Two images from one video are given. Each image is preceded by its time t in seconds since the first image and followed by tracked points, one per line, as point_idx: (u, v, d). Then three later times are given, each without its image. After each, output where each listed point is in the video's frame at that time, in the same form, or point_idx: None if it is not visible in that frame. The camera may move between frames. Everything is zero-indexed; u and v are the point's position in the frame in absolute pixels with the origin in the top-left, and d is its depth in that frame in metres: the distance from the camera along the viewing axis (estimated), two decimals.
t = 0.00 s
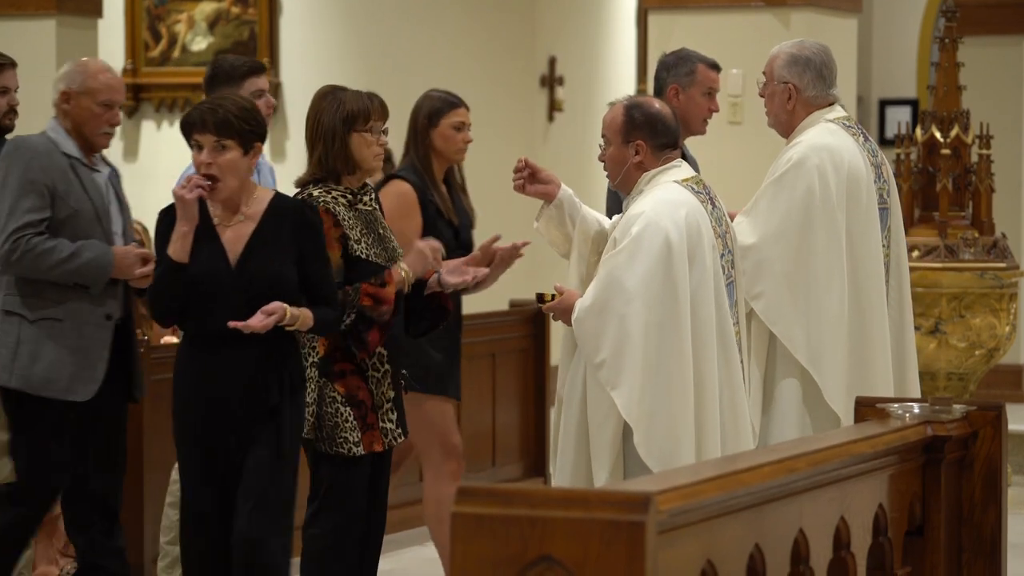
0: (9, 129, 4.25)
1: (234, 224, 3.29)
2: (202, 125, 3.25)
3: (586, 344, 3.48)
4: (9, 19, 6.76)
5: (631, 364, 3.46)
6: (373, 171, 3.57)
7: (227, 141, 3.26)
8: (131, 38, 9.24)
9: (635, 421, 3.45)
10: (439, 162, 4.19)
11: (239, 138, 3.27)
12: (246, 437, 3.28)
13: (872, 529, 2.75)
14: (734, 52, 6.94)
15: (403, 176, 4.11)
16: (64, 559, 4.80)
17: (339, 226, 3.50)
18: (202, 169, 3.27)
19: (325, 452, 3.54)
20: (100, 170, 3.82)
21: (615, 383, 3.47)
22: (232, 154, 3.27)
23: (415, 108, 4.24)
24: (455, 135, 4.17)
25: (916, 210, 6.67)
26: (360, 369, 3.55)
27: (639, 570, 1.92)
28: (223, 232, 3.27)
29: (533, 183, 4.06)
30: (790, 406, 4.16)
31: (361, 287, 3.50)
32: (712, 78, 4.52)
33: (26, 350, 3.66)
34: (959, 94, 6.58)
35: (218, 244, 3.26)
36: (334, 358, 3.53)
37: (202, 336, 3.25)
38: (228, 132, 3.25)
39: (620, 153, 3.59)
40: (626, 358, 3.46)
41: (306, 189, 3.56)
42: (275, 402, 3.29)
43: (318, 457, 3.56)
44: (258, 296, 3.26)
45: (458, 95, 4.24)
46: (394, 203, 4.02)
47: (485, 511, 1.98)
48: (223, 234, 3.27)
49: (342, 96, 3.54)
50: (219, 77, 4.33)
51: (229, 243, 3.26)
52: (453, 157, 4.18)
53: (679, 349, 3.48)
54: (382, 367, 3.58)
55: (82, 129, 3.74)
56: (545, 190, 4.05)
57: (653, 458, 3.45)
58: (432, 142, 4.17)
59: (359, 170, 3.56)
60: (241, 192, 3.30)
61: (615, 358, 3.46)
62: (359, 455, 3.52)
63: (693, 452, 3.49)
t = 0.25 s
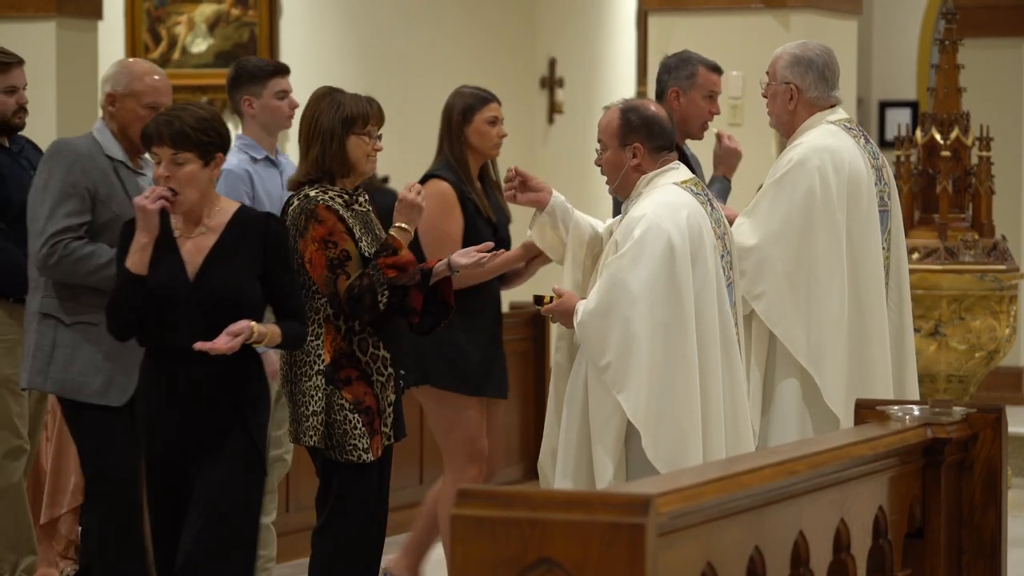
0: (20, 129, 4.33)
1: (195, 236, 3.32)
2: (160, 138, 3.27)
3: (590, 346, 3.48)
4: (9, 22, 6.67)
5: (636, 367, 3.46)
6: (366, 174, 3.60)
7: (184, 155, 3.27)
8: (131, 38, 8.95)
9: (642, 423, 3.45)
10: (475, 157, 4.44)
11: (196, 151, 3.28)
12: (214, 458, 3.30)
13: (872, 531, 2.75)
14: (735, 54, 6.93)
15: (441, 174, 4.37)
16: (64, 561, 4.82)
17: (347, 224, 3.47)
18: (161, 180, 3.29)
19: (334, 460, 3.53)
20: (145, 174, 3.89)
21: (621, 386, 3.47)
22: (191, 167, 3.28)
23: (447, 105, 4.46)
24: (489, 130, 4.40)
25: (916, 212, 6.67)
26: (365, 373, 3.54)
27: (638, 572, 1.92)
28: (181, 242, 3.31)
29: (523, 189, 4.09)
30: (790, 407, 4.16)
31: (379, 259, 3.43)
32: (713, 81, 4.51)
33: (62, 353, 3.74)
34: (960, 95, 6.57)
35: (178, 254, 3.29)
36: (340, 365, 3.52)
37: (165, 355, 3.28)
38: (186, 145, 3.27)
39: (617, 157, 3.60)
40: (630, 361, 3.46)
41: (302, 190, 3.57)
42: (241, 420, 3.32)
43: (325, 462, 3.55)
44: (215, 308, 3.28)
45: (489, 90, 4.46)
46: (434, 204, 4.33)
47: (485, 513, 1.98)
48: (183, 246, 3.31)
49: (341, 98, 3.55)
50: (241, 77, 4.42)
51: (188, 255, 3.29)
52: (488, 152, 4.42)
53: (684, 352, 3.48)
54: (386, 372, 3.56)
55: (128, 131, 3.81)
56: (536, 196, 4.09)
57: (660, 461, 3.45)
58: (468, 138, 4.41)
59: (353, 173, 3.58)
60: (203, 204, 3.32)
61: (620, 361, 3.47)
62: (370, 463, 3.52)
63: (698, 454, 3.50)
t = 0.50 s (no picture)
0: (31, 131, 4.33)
1: (148, 228, 3.40)
2: (106, 137, 3.33)
3: (594, 348, 3.49)
4: (8, 23, 6.57)
5: (640, 368, 3.46)
6: (364, 181, 3.62)
7: (133, 151, 3.33)
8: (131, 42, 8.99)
9: (648, 425, 3.46)
10: (505, 155, 4.53)
11: (144, 145, 3.34)
12: (182, 460, 3.38)
13: (872, 532, 2.75)
14: (735, 56, 6.91)
15: (469, 173, 4.45)
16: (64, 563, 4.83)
17: (349, 225, 3.47)
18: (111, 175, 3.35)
19: (329, 462, 3.53)
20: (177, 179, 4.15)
21: (626, 388, 3.47)
22: (141, 162, 3.34)
23: (476, 103, 4.55)
24: (518, 127, 4.49)
25: (916, 214, 6.66)
26: (363, 375, 3.54)
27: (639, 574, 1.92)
28: (133, 235, 3.39)
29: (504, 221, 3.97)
30: (790, 406, 4.17)
31: (385, 263, 3.48)
32: (713, 83, 4.51)
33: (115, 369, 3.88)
34: (959, 98, 6.58)
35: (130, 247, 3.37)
36: (336, 366, 3.51)
37: (125, 363, 3.35)
38: (134, 140, 3.33)
39: (615, 159, 3.59)
40: (635, 363, 3.47)
41: (302, 185, 3.58)
42: (205, 423, 3.41)
43: (321, 464, 3.55)
44: (165, 302, 3.36)
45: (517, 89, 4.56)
46: (465, 202, 4.41)
47: (485, 515, 1.98)
48: (134, 239, 3.38)
49: (352, 100, 3.55)
50: (260, 78, 4.56)
51: (139, 248, 3.37)
52: (518, 149, 4.51)
53: (689, 354, 3.48)
54: (383, 373, 3.57)
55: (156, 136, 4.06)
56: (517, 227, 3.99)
57: (667, 461, 3.45)
58: (498, 135, 4.49)
59: (353, 177, 3.60)
60: (156, 196, 3.39)
61: (625, 363, 3.47)
62: (362, 464, 3.53)
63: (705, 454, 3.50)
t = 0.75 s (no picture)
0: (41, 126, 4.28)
1: (89, 236, 3.25)
2: (43, 148, 3.19)
3: (596, 345, 3.49)
4: (8, 19, 6.60)
5: (643, 365, 3.46)
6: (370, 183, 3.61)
7: (72, 161, 3.19)
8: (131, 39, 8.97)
9: (652, 422, 3.45)
10: (540, 153, 4.54)
11: (85, 154, 3.20)
12: (122, 477, 3.21)
13: (872, 529, 2.75)
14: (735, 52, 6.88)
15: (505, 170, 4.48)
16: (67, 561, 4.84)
17: (351, 224, 3.48)
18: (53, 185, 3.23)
19: (325, 459, 3.53)
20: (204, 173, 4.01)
21: (629, 384, 3.47)
22: (81, 170, 3.21)
23: (508, 101, 4.57)
24: (550, 123, 4.50)
25: (916, 210, 6.66)
26: (360, 373, 3.54)
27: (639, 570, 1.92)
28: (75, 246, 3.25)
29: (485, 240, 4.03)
30: (790, 401, 4.17)
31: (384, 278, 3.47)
32: (717, 91, 4.51)
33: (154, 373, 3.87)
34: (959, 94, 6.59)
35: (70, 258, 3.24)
36: (333, 364, 3.51)
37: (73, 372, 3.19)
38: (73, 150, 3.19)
39: (614, 158, 3.59)
40: (638, 360, 3.47)
41: (309, 177, 3.57)
42: (149, 438, 3.24)
43: (320, 460, 3.55)
44: (105, 312, 3.23)
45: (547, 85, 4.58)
46: (500, 199, 4.44)
47: (484, 511, 1.98)
48: (76, 248, 3.24)
49: (372, 101, 3.55)
50: (272, 74, 4.64)
51: (80, 257, 3.24)
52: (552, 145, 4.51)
53: (692, 350, 3.48)
54: (378, 371, 3.57)
55: (186, 131, 3.92)
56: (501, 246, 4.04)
57: (670, 457, 3.45)
58: (531, 133, 4.51)
59: (362, 178, 3.59)
60: (100, 203, 3.25)
61: (628, 360, 3.47)
62: (358, 461, 3.53)
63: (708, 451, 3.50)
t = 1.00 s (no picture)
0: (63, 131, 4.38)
1: (16, 232, 3.28)
2: None
3: (597, 346, 3.49)
4: (8, 22, 6.60)
5: (644, 367, 3.46)
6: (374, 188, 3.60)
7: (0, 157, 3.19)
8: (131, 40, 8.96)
9: (652, 424, 3.46)
10: (566, 150, 4.55)
11: (14, 150, 3.19)
12: (49, 476, 3.25)
13: (872, 531, 2.75)
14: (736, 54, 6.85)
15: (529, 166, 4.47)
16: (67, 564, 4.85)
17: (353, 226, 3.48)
18: None
19: (324, 461, 3.53)
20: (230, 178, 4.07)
21: (630, 386, 3.47)
22: (10, 167, 3.21)
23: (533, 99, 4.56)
24: (575, 118, 4.49)
25: (916, 212, 6.66)
26: (359, 376, 3.54)
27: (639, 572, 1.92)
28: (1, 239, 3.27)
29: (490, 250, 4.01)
30: (791, 403, 4.17)
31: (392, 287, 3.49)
32: (721, 90, 4.50)
33: (166, 375, 3.87)
34: (958, 96, 6.59)
35: None
36: (332, 366, 3.51)
37: None
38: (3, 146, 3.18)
39: (613, 165, 3.60)
40: (639, 362, 3.47)
41: (314, 177, 3.57)
42: (74, 437, 3.29)
43: (321, 462, 3.55)
44: (32, 308, 3.28)
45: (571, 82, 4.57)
46: (522, 194, 4.44)
47: (483, 513, 1.98)
48: (3, 243, 3.27)
49: (382, 108, 3.56)
50: (282, 75, 4.66)
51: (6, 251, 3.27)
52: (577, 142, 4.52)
53: (693, 352, 3.49)
54: (378, 373, 3.57)
55: (217, 136, 3.99)
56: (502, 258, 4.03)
57: (671, 458, 3.45)
58: (556, 129, 4.51)
59: (365, 183, 3.58)
60: (27, 198, 3.27)
61: (629, 362, 3.47)
62: (356, 464, 3.53)
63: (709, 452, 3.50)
